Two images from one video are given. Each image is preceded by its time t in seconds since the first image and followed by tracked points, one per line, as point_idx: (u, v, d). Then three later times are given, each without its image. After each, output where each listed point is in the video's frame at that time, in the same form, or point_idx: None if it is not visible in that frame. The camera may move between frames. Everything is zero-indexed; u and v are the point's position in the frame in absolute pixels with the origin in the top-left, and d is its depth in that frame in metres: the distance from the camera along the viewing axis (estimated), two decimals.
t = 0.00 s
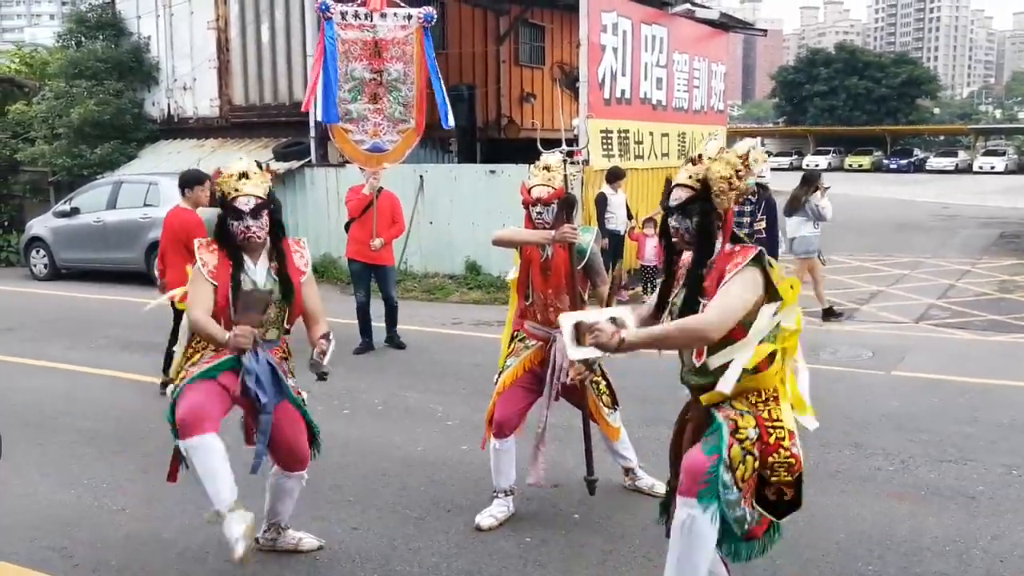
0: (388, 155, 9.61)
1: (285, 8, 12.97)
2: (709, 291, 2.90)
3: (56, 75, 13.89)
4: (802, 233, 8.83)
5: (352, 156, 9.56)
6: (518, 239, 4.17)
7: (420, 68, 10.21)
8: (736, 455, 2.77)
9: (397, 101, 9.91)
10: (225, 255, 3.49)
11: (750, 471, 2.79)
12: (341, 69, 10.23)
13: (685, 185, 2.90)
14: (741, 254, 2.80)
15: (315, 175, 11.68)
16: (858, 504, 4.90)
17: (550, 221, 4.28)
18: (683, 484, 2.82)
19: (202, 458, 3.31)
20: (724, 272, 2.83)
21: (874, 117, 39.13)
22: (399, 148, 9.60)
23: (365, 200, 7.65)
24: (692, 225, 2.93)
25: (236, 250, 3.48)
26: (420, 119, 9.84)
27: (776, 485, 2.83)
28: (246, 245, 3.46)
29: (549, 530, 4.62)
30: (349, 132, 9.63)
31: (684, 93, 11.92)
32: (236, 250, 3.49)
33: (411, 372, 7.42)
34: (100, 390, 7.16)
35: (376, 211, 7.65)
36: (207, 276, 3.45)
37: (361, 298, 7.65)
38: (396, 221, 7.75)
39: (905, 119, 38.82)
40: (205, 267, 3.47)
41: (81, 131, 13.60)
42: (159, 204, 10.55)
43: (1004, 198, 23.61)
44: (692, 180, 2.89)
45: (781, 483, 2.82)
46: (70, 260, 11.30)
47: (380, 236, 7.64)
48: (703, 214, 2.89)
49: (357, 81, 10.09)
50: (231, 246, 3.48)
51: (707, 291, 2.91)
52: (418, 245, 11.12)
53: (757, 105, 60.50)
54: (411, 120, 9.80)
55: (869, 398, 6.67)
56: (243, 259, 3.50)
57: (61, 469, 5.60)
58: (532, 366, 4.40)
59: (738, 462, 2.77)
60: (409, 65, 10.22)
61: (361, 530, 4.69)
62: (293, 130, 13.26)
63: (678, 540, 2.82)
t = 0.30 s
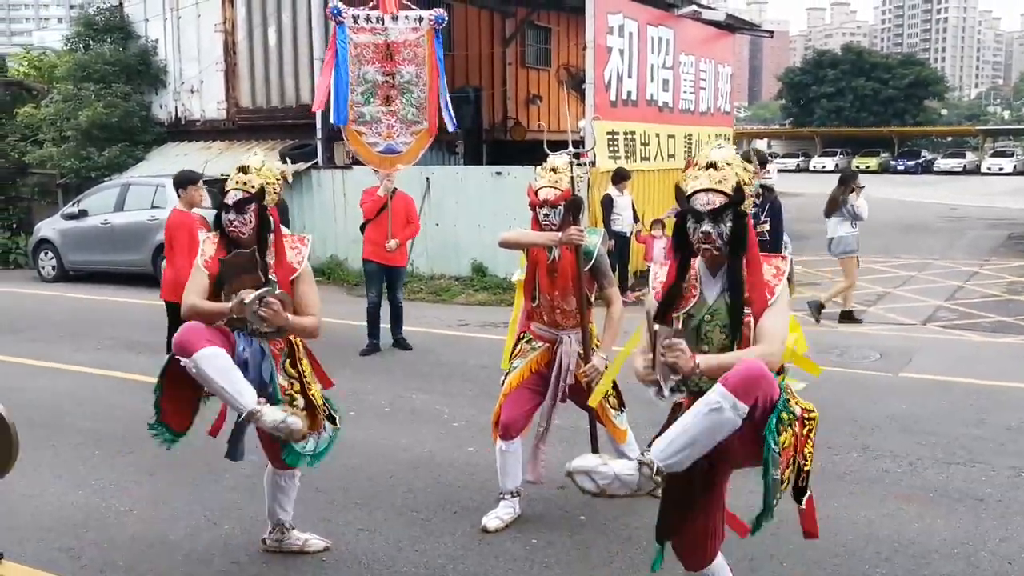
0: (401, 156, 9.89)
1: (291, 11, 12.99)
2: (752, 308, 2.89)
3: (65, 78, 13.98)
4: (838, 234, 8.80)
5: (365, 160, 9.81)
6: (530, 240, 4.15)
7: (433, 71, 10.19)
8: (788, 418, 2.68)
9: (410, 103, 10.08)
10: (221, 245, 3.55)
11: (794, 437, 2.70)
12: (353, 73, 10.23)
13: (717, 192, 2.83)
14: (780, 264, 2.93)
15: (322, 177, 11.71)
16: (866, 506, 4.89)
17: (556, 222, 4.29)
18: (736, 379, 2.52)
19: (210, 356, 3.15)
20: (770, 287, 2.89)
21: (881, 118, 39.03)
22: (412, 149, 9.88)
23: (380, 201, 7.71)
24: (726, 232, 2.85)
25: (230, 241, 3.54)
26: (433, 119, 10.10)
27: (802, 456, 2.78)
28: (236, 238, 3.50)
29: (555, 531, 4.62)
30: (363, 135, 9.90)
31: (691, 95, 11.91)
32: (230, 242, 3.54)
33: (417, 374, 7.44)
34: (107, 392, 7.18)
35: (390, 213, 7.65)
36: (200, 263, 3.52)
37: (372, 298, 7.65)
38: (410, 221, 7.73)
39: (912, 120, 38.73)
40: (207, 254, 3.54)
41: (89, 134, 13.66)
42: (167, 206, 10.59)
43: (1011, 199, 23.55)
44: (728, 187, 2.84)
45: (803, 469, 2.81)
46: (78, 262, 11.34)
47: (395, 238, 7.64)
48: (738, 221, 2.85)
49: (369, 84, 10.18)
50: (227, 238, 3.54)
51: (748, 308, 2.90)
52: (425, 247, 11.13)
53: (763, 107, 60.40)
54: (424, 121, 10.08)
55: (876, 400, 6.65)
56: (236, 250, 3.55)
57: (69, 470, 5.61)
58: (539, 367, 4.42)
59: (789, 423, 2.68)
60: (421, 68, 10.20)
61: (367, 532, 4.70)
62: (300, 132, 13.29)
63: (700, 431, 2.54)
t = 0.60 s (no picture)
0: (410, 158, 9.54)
1: (295, 11, 12.99)
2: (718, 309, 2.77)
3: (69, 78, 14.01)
4: (867, 235, 8.72)
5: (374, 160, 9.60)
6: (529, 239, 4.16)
7: (440, 71, 10.09)
8: (750, 490, 2.66)
9: (418, 104, 9.99)
10: (215, 263, 3.37)
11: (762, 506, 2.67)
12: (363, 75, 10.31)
13: (687, 186, 2.86)
14: (747, 254, 2.78)
15: (326, 177, 11.71)
16: (869, 507, 4.88)
17: (560, 223, 4.28)
18: (685, 531, 2.66)
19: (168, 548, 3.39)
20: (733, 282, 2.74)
21: (886, 118, 38.96)
22: (420, 150, 9.50)
23: (390, 202, 7.68)
24: (695, 227, 2.84)
25: (227, 257, 3.39)
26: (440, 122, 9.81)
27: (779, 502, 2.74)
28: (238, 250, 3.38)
29: (558, 532, 4.62)
30: (371, 136, 9.80)
31: (694, 95, 11.90)
32: (228, 258, 3.39)
33: (421, 374, 7.44)
34: (111, 392, 7.19)
35: (399, 214, 7.64)
36: (200, 284, 3.34)
37: (377, 298, 7.66)
38: (420, 221, 7.73)
39: (916, 120, 38.67)
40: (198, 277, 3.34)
41: (93, 134, 13.68)
42: (171, 206, 10.61)
43: (1015, 200, 23.52)
44: (696, 181, 2.84)
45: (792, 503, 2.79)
46: (83, 262, 11.36)
47: (404, 238, 7.64)
48: (705, 213, 2.82)
49: (378, 87, 10.21)
50: (225, 254, 3.38)
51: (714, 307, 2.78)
52: (429, 247, 11.13)
53: (767, 107, 60.34)
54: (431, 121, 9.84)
55: (879, 401, 6.64)
56: (232, 265, 3.42)
57: (73, 470, 5.62)
58: (542, 367, 4.39)
59: (751, 498, 2.66)
60: (429, 68, 10.10)
61: (370, 532, 4.71)
62: (304, 132, 13.30)
63: None
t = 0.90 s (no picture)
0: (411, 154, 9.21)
1: (296, 8, 12.99)
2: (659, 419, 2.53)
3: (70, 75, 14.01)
4: (899, 235, 8.45)
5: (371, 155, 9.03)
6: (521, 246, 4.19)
7: (443, 68, 10.21)
8: None
9: (419, 102, 9.88)
10: (227, 355, 3.21)
11: None
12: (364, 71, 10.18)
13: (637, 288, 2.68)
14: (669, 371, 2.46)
15: (326, 174, 11.71)
16: (869, 505, 4.88)
17: (559, 220, 4.26)
18: None
19: None
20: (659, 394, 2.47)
21: (887, 116, 38.90)
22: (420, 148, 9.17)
23: (390, 199, 7.68)
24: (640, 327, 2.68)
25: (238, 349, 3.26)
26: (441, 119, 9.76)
27: None
28: (247, 335, 3.29)
29: (557, 529, 4.63)
30: (372, 132, 9.36)
31: (694, 92, 11.89)
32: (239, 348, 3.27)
33: (420, 371, 7.44)
34: (111, 389, 7.19)
35: (398, 211, 7.64)
36: (221, 381, 3.18)
37: (378, 294, 7.66)
38: (420, 218, 7.73)
39: (917, 117, 38.62)
40: (211, 370, 3.16)
41: (93, 131, 13.68)
42: (171, 203, 10.62)
43: (1016, 198, 23.53)
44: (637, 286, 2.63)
45: None
46: (83, 259, 11.35)
47: (403, 235, 7.64)
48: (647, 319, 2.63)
49: (380, 82, 10.10)
50: (234, 345, 3.24)
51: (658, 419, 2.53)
52: (429, 245, 11.12)
53: (768, 104, 60.26)
54: (434, 120, 9.70)
55: (879, 398, 6.64)
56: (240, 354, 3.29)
57: (73, 467, 5.63)
58: (541, 364, 4.38)
59: None
60: (431, 66, 10.19)
61: (370, 529, 4.71)
62: (304, 129, 13.31)
63: None
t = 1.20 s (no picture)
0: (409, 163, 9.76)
1: (299, 15, 13.00)
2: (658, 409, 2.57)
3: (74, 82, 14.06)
4: (929, 246, 8.37)
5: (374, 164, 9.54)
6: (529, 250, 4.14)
7: (446, 77, 10.21)
8: None
9: (421, 110, 10.08)
10: (226, 338, 3.23)
11: None
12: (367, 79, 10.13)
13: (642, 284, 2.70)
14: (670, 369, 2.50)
15: (328, 183, 11.73)
16: (869, 518, 4.86)
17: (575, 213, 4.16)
18: None
19: None
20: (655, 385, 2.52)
21: (889, 128, 38.90)
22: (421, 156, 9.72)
23: (387, 206, 7.66)
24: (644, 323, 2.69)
25: (234, 329, 3.26)
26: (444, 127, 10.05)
27: None
28: (245, 320, 3.28)
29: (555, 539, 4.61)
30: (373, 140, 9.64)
31: (697, 103, 11.89)
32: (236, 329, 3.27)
33: (420, 379, 7.43)
34: (111, 395, 7.19)
35: (396, 217, 7.64)
36: (218, 360, 3.17)
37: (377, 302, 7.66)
38: (417, 226, 7.70)
39: (920, 130, 38.62)
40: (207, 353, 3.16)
41: (97, 138, 13.70)
42: (173, 210, 10.64)
43: (1016, 211, 23.50)
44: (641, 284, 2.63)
45: None
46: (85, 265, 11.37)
47: (400, 242, 7.62)
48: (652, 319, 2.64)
49: (381, 90, 10.07)
50: (231, 326, 3.25)
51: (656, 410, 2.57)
52: (430, 254, 11.12)
53: (770, 116, 60.31)
54: (434, 127, 10.02)
55: (879, 411, 6.62)
56: (239, 336, 3.29)
57: (71, 473, 5.62)
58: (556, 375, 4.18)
59: None
60: (434, 75, 10.19)
61: (367, 537, 4.69)
62: (307, 137, 13.29)
63: None
